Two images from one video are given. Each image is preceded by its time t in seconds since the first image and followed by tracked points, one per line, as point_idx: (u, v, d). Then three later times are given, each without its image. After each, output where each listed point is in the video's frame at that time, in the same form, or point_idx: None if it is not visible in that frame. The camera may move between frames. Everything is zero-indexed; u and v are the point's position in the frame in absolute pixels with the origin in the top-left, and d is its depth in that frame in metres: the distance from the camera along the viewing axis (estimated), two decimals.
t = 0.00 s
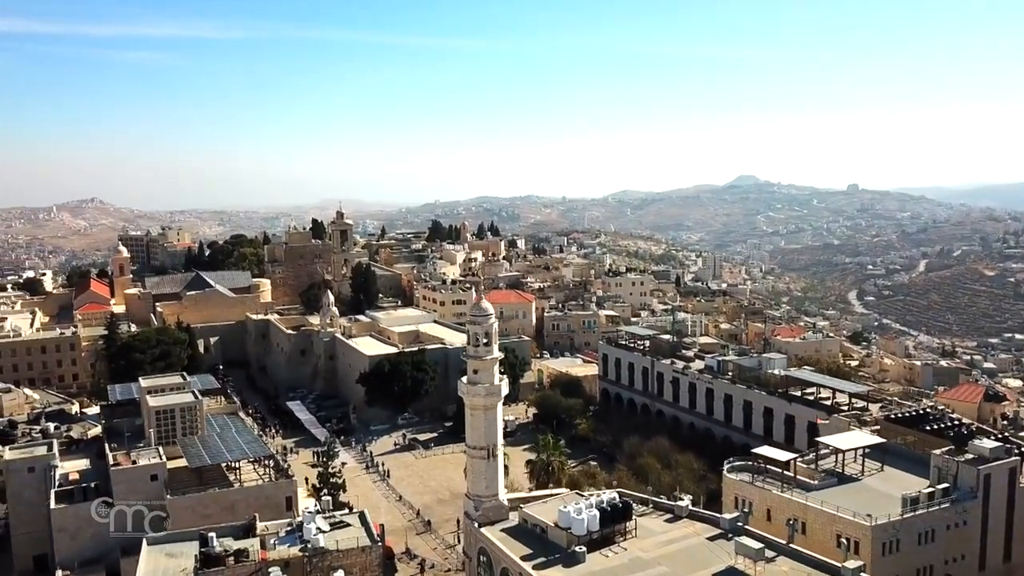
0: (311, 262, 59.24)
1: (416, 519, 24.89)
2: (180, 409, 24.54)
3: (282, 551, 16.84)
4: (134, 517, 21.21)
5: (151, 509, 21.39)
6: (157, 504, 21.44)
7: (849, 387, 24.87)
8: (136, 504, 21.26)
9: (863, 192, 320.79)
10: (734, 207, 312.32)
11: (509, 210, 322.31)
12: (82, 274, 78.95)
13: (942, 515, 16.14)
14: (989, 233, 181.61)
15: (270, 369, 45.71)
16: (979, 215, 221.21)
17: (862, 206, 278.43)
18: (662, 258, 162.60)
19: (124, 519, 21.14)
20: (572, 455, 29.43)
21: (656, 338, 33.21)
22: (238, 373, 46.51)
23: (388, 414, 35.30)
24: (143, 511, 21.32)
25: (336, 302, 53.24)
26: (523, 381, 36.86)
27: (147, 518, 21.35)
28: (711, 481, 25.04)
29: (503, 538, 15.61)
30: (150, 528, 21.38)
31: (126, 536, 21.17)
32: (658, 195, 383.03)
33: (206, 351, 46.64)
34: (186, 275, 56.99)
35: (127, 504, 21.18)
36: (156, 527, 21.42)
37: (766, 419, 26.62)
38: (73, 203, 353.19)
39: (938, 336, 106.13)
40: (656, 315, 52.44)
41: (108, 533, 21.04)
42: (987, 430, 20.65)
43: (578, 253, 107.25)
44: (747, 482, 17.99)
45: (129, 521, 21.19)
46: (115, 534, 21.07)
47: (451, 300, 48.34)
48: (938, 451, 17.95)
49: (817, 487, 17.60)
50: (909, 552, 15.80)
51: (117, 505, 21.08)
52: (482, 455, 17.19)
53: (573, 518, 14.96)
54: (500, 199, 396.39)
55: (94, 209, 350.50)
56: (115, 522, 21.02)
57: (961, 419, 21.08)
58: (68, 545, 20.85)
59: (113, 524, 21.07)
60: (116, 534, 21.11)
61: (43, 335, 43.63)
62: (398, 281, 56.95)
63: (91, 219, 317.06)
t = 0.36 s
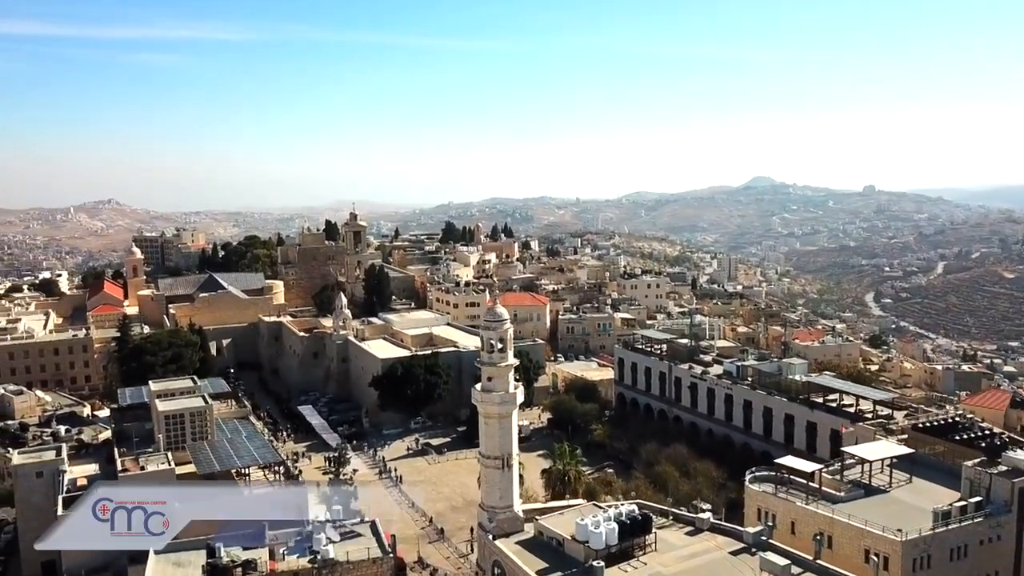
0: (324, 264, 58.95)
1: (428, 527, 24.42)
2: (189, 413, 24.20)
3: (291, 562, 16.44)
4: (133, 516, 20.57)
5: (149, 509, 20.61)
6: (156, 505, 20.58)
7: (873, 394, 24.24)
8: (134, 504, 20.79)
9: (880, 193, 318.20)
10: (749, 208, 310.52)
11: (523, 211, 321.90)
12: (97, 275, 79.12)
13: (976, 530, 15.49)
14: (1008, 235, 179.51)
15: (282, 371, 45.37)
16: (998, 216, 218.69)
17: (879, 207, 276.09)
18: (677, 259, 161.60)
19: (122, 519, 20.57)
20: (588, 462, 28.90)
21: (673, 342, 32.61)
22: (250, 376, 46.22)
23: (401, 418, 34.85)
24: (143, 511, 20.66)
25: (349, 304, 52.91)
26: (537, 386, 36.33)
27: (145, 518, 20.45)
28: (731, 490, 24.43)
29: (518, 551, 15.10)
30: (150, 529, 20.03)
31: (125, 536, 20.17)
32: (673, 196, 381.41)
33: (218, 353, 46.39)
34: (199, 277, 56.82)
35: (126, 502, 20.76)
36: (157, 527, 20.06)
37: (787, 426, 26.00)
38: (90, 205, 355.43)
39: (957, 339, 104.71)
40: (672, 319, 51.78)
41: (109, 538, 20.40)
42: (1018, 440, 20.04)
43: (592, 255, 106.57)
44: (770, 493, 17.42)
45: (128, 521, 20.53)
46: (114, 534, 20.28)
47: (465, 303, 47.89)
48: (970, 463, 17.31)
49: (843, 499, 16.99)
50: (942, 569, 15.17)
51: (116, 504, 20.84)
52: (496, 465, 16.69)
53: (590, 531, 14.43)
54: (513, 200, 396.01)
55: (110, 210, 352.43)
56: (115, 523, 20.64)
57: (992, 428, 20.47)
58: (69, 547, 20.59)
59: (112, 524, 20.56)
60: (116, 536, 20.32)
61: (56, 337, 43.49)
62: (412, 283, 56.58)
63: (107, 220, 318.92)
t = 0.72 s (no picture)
0: (339, 266, 58.68)
1: (443, 535, 23.97)
2: (201, 417, 23.90)
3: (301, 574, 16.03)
4: (133, 516, 20.04)
5: (149, 509, 20.27)
6: (156, 505, 20.34)
7: (901, 402, 23.60)
8: (134, 504, 20.14)
9: (900, 194, 315.09)
10: (767, 210, 308.53)
11: (539, 212, 321.27)
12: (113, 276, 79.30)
13: (1014, 547, 14.79)
14: None
15: (297, 373, 45.02)
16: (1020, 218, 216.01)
17: (898, 208, 273.64)
18: (693, 262, 160.59)
19: (122, 519, 20.02)
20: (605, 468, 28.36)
21: (693, 346, 32.00)
22: (264, 378, 45.91)
23: (415, 422, 34.43)
24: (143, 511, 20.22)
25: (364, 306, 52.56)
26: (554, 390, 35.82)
27: (145, 518, 20.20)
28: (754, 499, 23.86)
29: (535, 565, 14.58)
30: (150, 529, 20.19)
31: (125, 537, 19.93)
32: (690, 197, 379.54)
33: (233, 354, 46.23)
34: (214, 278, 56.68)
35: (126, 502, 20.10)
36: (156, 528, 20.18)
37: (810, 434, 25.38)
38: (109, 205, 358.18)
39: (979, 343, 103.19)
40: (690, 322, 51.10)
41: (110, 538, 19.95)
42: None
43: (608, 257, 105.81)
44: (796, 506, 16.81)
45: (128, 521, 20.04)
46: (113, 536, 19.88)
47: (480, 305, 47.42)
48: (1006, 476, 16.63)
49: (873, 512, 16.35)
50: None
51: (116, 504, 20.10)
52: (513, 475, 16.63)
53: (611, 546, 13.78)
54: (530, 202, 395.71)
55: (130, 211, 355.60)
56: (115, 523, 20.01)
57: None
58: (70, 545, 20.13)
59: (112, 524, 20.01)
60: (116, 536, 19.95)
61: (71, 339, 43.39)
62: (427, 285, 56.22)
63: (126, 221, 321.65)
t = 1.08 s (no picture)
0: (354, 268, 58.38)
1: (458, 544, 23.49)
2: (212, 422, 23.56)
3: None
4: (133, 516, 20.25)
5: (149, 509, 20.32)
6: (156, 505, 20.31)
7: (930, 410, 22.92)
8: (134, 503, 20.41)
9: (919, 196, 312.00)
10: (784, 212, 306.45)
11: (554, 213, 320.62)
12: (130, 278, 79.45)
13: None
14: None
15: (311, 376, 44.67)
16: None
17: (918, 210, 270.86)
18: (710, 264, 159.57)
19: (122, 519, 20.29)
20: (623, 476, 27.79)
21: (713, 351, 31.39)
22: (278, 380, 45.61)
23: (430, 426, 34.00)
24: (143, 511, 20.33)
25: (379, 308, 52.22)
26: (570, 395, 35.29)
27: (145, 518, 20.25)
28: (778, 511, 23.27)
29: None
30: (150, 529, 20.17)
31: (125, 537, 20.05)
32: (706, 199, 377.56)
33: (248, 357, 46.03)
34: (229, 280, 56.60)
35: (126, 502, 20.40)
36: (156, 528, 20.15)
37: (835, 443, 24.71)
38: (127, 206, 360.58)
39: (1002, 347, 101.60)
40: (708, 325, 50.43)
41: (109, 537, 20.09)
42: None
43: (625, 259, 105.00)
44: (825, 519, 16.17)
45: (128, 521, 20.28)
46: (114, 535, 20.02)
47: (496, 308, 46.92)
48: None
49: (906, 527, 15.68)
50: None
51: (116, 504, 20.43)
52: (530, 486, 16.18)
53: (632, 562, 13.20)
54: (546, 203, 394.95)
55: (149, 212, 357.98)
56: (114, 521, 20.30)
57: None
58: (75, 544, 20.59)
59: (112, 524, 20.23)
60: (116, 536, 20.09)
61: (86, 340, 43.33)
62: (442, 287, 55.83)
63: (144, 222, 323.94)
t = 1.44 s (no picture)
0: (370, 269, 58.03)
1: (473, 553, 23.05)
2: (224, 427, 23.18)
3: None
4: (133, 516, 20.19)
5: (149, 509, 20.16)
6: (156, 504, 20.19)
7: (961, 419, 22.22)
8: (135, 504, 20.36)
9: (939, 197, 308.68)
10: (801, 213, 304.20)
11: (570, 214, 319.82)
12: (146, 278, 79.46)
13: None
14: None
15: (326, 379, 44.29)
16: None
17: (937, 212, 268.04)
18: (727, 265, 158.36)
19: (122, 519, 20.23)
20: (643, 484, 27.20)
21: (734, 356, 30.74)
22: (293, 383, 45.28)
23: (446, 430, 33.51)
24: (143, 511, 20.19)
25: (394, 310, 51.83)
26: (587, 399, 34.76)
27: (145, 518, 20.08)
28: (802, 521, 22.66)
29: None
30: (150, 529, 19.98)
31: (125, 536, 19.92)
32: (723, 200, 375.60)
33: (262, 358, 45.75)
34: (244, 281, 56.39)
35: (126, 502, 20.44)
36: (156, 528, 19.97)
37: (861, 451, 24.04)
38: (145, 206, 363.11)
39: None
40: (726, 329, 49.70)
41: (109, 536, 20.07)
42: None
43: (642, 261, 104.24)
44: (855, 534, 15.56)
45: (128, 521, 20.19)
46: (114, 535, 19.94)
47: (512, 310, 46.40)
48: None
49: (941, 543, 15.04)
50: None
51: (116, 504, 20.53)
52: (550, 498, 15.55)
53: None
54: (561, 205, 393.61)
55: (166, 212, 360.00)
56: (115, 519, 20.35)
57: None
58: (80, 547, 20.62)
59: (112, 524, 20.19)
60: (116, 536, 20.00)
61: (101, 342, 43.16)
62: (457, 289, 55.40)
63: (162, 223, 325.90)
